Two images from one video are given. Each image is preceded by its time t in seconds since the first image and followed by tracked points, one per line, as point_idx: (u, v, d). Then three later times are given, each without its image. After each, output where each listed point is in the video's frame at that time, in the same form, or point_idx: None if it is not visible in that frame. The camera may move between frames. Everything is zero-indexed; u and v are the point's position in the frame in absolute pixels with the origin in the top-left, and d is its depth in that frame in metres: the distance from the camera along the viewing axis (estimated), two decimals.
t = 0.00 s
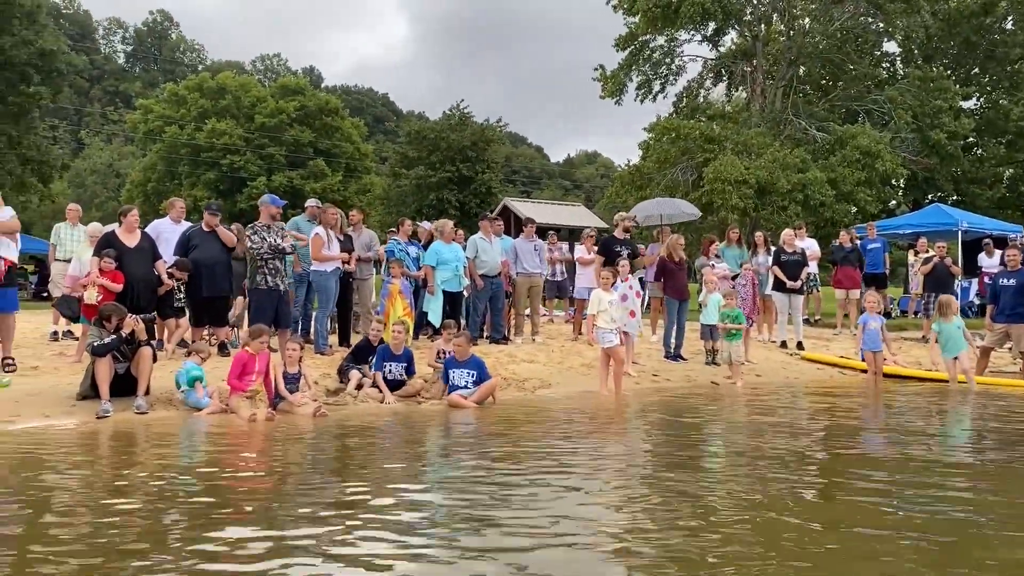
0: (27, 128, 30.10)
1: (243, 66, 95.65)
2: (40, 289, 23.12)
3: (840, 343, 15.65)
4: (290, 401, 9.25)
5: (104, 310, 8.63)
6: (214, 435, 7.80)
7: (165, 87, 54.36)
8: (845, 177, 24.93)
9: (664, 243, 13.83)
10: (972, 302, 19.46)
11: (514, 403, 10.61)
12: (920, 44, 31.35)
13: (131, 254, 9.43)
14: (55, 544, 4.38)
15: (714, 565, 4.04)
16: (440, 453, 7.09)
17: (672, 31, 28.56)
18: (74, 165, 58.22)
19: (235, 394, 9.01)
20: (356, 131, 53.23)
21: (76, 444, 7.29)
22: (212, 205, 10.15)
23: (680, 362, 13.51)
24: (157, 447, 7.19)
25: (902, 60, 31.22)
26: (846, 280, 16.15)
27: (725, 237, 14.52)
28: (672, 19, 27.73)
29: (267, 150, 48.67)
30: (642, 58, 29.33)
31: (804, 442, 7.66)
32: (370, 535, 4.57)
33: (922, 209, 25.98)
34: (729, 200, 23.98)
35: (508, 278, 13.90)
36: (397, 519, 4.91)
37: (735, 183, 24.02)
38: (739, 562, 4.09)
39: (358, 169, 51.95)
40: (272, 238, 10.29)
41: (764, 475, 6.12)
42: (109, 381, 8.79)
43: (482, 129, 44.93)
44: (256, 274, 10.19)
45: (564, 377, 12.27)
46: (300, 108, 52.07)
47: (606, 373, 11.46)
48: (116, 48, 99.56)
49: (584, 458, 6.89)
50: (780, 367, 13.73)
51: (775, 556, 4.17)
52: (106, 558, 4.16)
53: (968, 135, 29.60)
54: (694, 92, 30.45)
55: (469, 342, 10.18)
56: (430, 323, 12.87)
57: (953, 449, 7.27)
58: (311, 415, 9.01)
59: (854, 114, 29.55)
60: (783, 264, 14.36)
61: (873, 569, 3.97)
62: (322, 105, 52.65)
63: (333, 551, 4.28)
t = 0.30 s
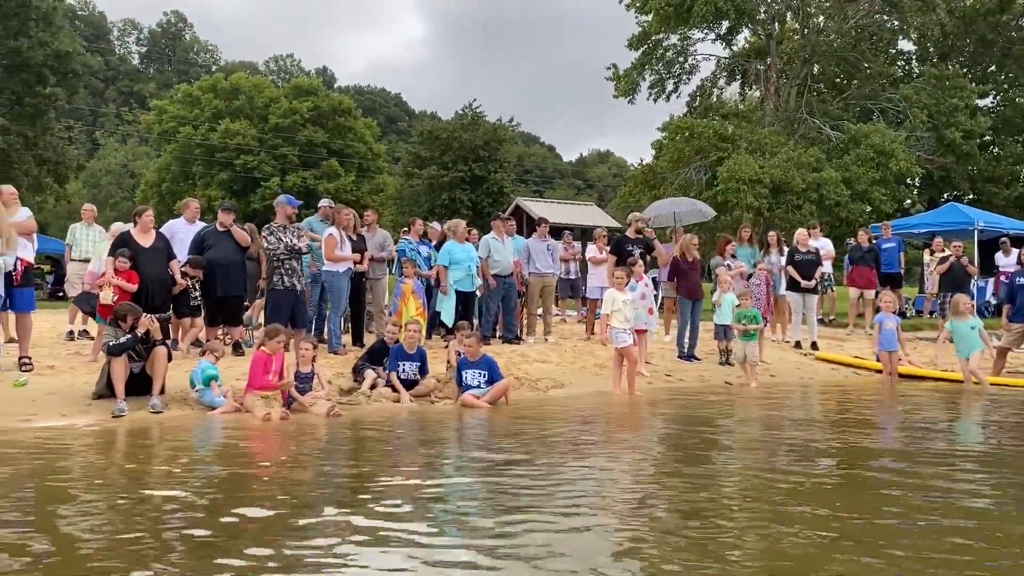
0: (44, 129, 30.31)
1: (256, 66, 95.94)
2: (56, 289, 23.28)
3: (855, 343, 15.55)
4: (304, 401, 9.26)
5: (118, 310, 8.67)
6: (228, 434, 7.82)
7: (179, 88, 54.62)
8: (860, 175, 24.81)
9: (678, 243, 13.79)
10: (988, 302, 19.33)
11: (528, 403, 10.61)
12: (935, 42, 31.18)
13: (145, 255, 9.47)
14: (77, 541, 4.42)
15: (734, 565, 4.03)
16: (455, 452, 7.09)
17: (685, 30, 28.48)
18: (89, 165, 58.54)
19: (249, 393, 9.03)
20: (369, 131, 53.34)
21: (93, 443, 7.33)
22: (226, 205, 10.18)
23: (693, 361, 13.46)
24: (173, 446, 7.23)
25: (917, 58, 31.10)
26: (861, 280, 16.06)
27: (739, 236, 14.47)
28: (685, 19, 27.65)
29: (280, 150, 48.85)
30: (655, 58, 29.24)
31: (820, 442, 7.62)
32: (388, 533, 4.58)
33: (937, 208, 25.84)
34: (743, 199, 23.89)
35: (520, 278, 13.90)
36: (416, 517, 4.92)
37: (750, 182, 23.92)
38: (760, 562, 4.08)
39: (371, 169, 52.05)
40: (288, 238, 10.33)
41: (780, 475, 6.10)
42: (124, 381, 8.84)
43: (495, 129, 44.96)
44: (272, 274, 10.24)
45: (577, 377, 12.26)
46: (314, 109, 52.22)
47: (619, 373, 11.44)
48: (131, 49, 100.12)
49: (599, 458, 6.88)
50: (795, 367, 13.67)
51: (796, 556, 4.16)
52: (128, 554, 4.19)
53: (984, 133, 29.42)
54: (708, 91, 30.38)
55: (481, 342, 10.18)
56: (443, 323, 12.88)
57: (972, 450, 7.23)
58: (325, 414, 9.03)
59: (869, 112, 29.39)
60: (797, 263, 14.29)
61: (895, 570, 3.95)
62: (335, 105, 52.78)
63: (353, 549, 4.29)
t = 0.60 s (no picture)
0: (60, 130, 30.47)
1: (270, 66, 96.33)
2: (72, 289, 23.42)
3: (870, 343, 15.46)
4: (317, 400, 9.28)
5: (134, 310, 8.72)
6: (243, 433, 7.86)
7: (193, 89, 54.90)
8: (874, 174, 24.66)
9: (692, 242, 13.74)
10: (1005, 301, 19.17)
11: (541, 402, 10.61)
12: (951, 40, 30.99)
13: (160, 255, 9.52)
14: (98, 539, 4.43)
15: (753, 565, 4.01)
16: (468, 452, 7.07)
17: (698, 29, 28.41)
18: (104, 165, 58.88)
19: (263, 393, 9.07)
20: (381, 131, 53.44)
21: (110, 441, 7.38)
22: (241, 205, 10.22)
23: (706, 361, 13.42)
24: (187, 445, 7.23)
25: (933, 56, 30.93)
26: (874, 279, 15.97)
27: (752, 235, 14.42)
28: (699, 18, 27.57)
29: (294, 151, 48.98)
30: (668, 56, 29.17)
31: (835, 444, 7.56)
32: (404, 533, 4.58)
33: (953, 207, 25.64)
34: (757, 199, 23.77)
35: (533, 278, 13.89)
36: (429, 518, 4.90)
37: (764, 181, 23.82)
38: (779, 564, 4.05)
39: (383, 169, 52.13)
40: (301, 238, 10.34)
41: (796, 477, 6.05)
42: (139, 380, 8.89)
43: (507, 129, 44.99)
44: (285, 274, 10.27)
45: (590, 377, 12.24)
46: (327, 109, 52.31)
47: (632, 373, 11.42)
48: (146, 50, 100.68)
49: (612, 458, 6.85)
50: (809, 367, 13.60)
51: (812, 557, 4.14)
52: (145, 553, 4.21)
53: (1001, 132, 29.21)
54: (721, 91, 30.31)
55: (493, 342, 10.18)
56: (456, 322, 12.88)
57: (988, 450, 7.19)
58: (339, 413, 9.05)
59: (884, 111, 29.24)
60: (812, 263, 14.23)
61: (914, 571, 3.92)
62: (348, 106, 52.90)
63: (369, 548, 4.30)
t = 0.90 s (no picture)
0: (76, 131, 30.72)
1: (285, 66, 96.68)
2: (88, 288, 23.61)
3: (885, 343, 15.37)
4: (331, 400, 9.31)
5: (151, 310, 8.81)
6: (257, 433, 7.90)
7: (208, 89, 55.18)
8: (889, 173, 24.52)
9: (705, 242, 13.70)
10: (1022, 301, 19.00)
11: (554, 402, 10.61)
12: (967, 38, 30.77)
13: (175, 255, 9.59)
14: (114, 537, 4.47)
15: (764, 566, 4.01)
16: (481, 451, 7.08)
17: (712, 27, 28.35)
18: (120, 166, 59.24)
19: (277, 392, 9.10)
20: (395, 131, 53.54)
21: (126, 440, 7.44)
22: (254, 205, 10.27)
23: (721, 361, 13.38)
24: (202, 444, 7.27)
25: (949, 54, 30.75)
26: (884, 278, 15.88)
27: (766, 235, 14.37)
28: (712, 17, 27.49)
29: (308, 151, 49.17)
30: (682, 55, 29.10)
31: (849, 444, 7.53)
32: (417, 531, 4.61)
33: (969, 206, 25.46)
34: (771, 198, 23.66)
35: (546, 277, 13.89)
36: (441, 517, 4.92)
37: (778, 181, 23.72)
38: (790, 564, 4.05)
39: (397, 169, 52.21)
40: (312, 238, 10.39)
41: (810, 478, 6.04)
42: (155, 378, 8.94)
43: (520, 129, 45.01)
44: (296, 274, 10.31)
45: (604, 377, 12.22)
46: (340, 109, 52.43)
47: (645, 372, 11.40)
48: (161, 51, 101.22)
49: (625, 458, 6.84)
50: (824, 367, 13.54)
51: (825, 558, 4.14)
52: (161, 550, 4.25)
53: (1018, 130, 28.91)
54: (735, 89, 30.23)
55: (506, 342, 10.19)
56: (469, 322, 12.90)
57: (1004, 452, 7.16)
58: (353, 412, 9.08)
59: (899, 109, 29.09)
60: (827, 262, 14.16)
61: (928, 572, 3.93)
62: (361, 106, 52.99)
63: (381, 546, 4.33)
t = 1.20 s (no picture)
0: (92, 131, 30.88)
1: (298, 66, 96.87)
2: (104, 288, 23.75)
3: (900, 342, 15.27)
4: (345, 398, 9.33)
5: (166, 309, 8.87)
6: (271, 431, 7.92)
7: (222, 89, 55.43)
8: (905, 171, 24.36)
9: (719, 241, 13.64)
10: None
11: (568, 401, 10.61)
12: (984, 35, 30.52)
13: (190, 254, 9.64)
14: (130, 535, 4.48)
15: (778, 566, 3.98)
16: (494, 451, 7.06)
17: (726, 25, 28.28)
18: (135, 165, 59.58)
19: (292, 390, 9.13)
20: (408, 130, 53.63)
21: (141, 438, 7.48)
22: (267, 204, 10.30)
23: (734, 361, 13.33)
24: (216, 443, 7.29)
25: (966, 52, 30.57)
26: (896, 277, 15.77)
27: (781, 234, 14.30)
28: (726, 14, 27.40)
29: (321, 150, 49.30)
30: (696, 53, 29.02)
31: (865, 445, 7.46)
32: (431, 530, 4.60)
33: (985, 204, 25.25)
34: (784, 196, 23.50)
35: (559, 277, 13.88)
36: (454, 516, 4.91)
37: (791, 179, 23.56)
38: (804, 565, 4.02)
39: (410, 168, 52.36)
40: (323, 237, 10.40)
41: (824, 477, 6.03)
42: (170, 377, 8.98)
43: (533, 127, 45.01)
44: (307, 273, 10.32)
45: (617, 376, 12.20)
46: (354, 109, 52.49)
47: (659, 371, 11.36)
48: (176, 51, 101.72)
49: (639, 458, 6.81)
50: (838, 367, 13.47)
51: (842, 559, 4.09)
52: (175, 548, 4.26)
53: None
54: (749, 87, 30.15)
55: (521, 341, 10.19)
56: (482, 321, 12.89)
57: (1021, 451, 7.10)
58: (366, 411, 9.09)
59: (915, 107, 28.93)
60: (842, 261, 14.08)
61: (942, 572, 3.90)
62: (375, 105, 52.98)
63: (394, 544, 4.32)
